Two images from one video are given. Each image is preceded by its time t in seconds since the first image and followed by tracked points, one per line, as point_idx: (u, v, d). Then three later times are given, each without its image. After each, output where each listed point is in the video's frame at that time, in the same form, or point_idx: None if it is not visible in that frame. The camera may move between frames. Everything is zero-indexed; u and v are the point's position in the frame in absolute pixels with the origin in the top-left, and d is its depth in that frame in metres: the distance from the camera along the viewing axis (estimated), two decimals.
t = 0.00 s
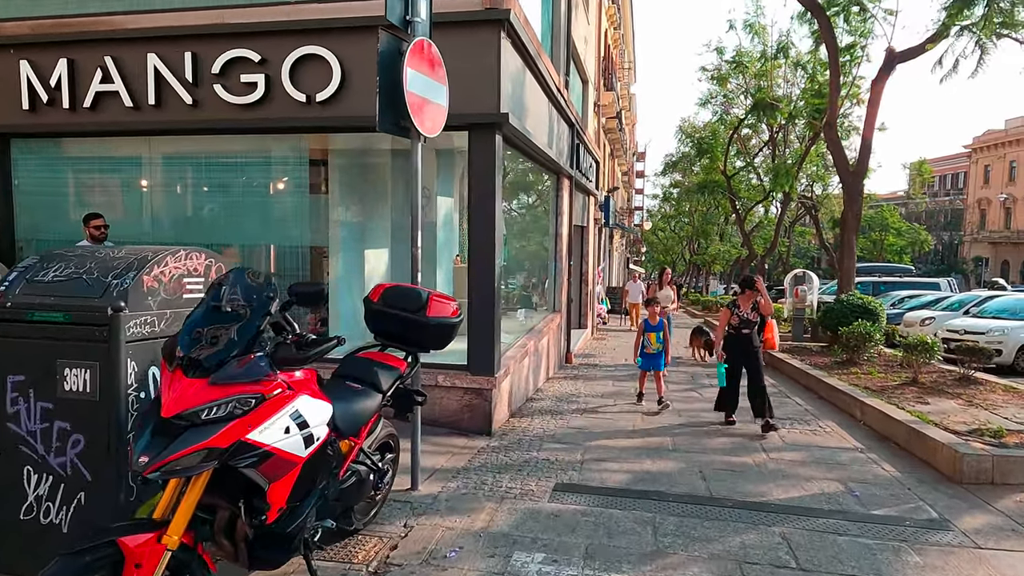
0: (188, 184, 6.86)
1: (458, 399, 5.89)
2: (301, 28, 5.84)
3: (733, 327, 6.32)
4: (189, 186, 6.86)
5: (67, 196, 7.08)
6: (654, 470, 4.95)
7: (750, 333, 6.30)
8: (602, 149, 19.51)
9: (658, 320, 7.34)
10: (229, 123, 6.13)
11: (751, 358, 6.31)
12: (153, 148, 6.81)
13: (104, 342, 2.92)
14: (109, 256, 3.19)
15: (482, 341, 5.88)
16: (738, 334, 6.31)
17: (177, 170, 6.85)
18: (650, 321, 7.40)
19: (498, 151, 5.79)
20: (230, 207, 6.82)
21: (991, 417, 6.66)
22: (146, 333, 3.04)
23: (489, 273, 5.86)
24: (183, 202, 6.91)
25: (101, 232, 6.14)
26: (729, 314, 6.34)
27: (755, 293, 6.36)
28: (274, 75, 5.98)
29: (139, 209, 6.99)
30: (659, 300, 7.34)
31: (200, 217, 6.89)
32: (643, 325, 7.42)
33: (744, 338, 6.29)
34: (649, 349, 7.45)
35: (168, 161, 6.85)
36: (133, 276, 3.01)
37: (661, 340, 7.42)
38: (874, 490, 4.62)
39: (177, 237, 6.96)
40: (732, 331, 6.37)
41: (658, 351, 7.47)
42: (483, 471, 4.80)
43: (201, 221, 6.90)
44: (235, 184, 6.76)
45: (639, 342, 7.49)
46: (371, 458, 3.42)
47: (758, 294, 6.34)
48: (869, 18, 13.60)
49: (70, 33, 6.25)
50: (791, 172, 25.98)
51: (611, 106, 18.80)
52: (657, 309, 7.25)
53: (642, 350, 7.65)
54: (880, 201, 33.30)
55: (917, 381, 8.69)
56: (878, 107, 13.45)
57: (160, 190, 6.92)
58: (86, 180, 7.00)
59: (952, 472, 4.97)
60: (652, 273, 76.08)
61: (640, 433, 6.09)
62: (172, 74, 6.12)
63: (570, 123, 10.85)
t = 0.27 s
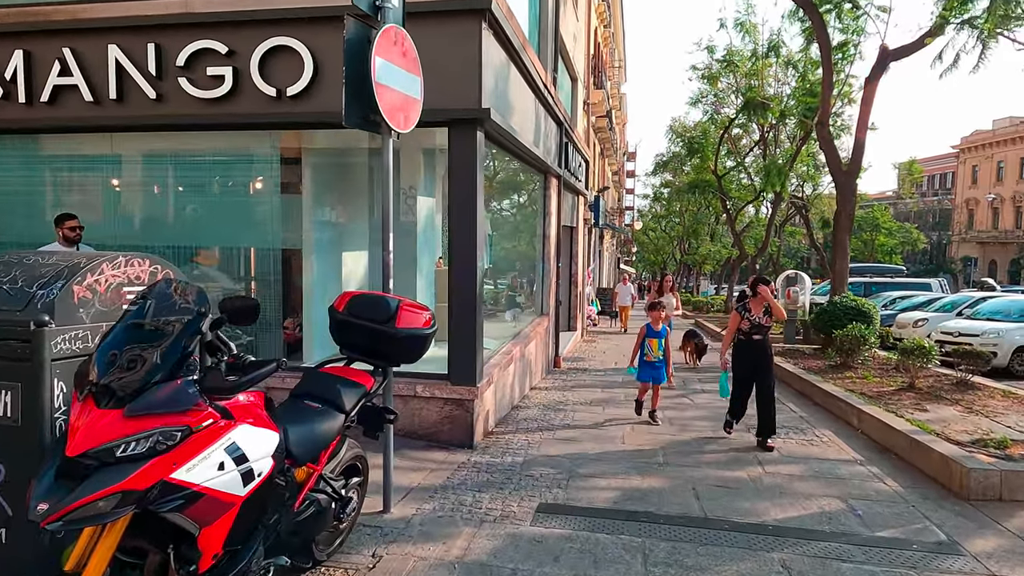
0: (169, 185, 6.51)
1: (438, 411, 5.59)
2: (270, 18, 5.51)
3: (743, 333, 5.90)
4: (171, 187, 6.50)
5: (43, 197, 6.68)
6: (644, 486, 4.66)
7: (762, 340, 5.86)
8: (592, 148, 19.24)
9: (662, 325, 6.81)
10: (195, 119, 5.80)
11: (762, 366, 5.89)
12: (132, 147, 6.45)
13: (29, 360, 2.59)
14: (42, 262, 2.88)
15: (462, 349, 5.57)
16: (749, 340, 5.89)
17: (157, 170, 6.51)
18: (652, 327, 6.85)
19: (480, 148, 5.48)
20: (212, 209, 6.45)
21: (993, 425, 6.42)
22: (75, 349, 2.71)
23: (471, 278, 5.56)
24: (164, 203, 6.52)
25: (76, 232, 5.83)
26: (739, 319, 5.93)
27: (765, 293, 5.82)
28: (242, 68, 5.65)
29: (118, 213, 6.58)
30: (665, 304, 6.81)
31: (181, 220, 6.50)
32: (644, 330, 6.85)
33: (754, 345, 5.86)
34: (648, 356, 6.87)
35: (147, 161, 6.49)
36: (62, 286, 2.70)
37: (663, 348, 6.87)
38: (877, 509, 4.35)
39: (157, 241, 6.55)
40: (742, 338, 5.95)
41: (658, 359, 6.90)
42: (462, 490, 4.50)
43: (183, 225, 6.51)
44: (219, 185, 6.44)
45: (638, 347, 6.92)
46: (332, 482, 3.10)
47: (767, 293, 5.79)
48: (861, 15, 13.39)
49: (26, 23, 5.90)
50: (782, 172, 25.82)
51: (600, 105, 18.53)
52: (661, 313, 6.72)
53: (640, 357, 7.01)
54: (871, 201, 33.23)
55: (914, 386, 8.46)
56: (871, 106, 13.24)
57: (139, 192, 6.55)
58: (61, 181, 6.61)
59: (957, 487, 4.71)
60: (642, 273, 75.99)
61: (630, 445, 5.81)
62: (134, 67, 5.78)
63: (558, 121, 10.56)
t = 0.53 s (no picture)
0: (151, 179, 6.20)
1: (415, 414, 5.31)
2: None
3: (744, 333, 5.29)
4: (152, 181, 6.19)
5: (16, 191, 6.32)
6: (631, 494, 4.39)
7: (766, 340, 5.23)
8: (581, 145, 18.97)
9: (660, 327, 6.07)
10: (158, 106, 5.49)
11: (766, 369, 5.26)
12: (110, 139, 6.14)
13: None
14: None
15: (439, 347, 5.28)
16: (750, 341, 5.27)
17: (135, 162, 6.19)
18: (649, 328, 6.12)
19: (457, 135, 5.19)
20: (196, 203, 6.15)
21: (992, 426, 6.21)
22: None
23: (447, 272, 5.25)
24: (145, 198, 6.20)
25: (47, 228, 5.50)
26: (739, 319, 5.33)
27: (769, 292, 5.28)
28: (207, 51, 5.34)
29: (97, 208, 6.26)
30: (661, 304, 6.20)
31: (162, 216, 6.19)
32: (641, 332, 6.09)
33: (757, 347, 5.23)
34: (644, 361, 6.09)
35: (126, 154, 6.18)
36: None
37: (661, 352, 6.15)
38: (877, 517, 4.11)
39: (137, 238, 6.22)
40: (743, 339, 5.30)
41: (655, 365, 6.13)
42: (436, 499, 4.21)
43: (165, 221, 6.20)
44: (203, 178, 6.13)
45: (633, 351, 6.13)
46: (285, 496, 2.80)
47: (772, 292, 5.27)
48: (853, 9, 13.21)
49: None
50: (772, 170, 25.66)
51: (589, 101, 18.27)
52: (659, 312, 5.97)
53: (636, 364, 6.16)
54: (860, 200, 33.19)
55: (909, 386, 8.25)
56: (862, 101, 13.05)
57: (120, 186, 6.24)
58: (35, 174, 6.26)
59: (959, 493, 4.48)
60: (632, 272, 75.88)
61: (616, 449, 5.55)
62: (92, 50, 5.45)
63: (544, 114, 10.28)
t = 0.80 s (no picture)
0: (131, 178, 5.85)
1: (388, 425, 5.02)
2: None
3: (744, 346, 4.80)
4: (131, 180, 5.83)
5: None
6: (616, 514, 4.09)
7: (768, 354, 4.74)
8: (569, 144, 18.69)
9: (651, 331, 5.77)
10: (115, 98, 5.15)
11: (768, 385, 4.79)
12: (88, 135, 5.77)
13: None
14: None
15: (414, 356, 4.99)
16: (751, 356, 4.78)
17: (114, 160, 5.82)
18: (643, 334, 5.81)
19: (432, 130, 4.90)
20: (177, 204, 5.78)
21: (992, 434, 5.98)
22: None
23: (422, 276, 4.96)
24: (124, 198, 5.83)
25: None
26: (739, 330, 4.82)
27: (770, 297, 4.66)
28: (166, 41, 5.01)
29: (74, 209, 5.89)
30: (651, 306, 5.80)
31: (142, 218, 5.83)
32: (634, 339, 5.78)
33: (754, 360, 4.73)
34: (640, 369, 5.80)
35: (105, 152, 5.82)
36: None
37: (657, 357, 5.82)
38: (879, 537, 3.84)
39: (113, 240, 5.86)
40: (744, 353, 4.81)
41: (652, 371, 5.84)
42: (405, 521, 3.90)
43: (145, 223, 5.83)
44: (186, 177, 5.76)
45: (627, 360, 5.85)
46: (226, 527, 2.50)
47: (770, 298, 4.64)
48: (844, 6, 13.01)
49: None
50: (762, 169, 25.48)
51: (578, 99, 18.01)
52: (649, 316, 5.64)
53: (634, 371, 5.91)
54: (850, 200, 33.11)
55: (904, 391, 8.02)
56: (854, 100, 12.85)
57: (99, 186, 5.87)
58: (13, 173, 5.90)
59: (965, 511, 4.25)
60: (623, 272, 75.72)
61: (602, 461, 5.25)
62: (44, 39, 5.11)
63: (530, 111, 10.00)
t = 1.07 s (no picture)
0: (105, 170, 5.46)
1: (359, 430, 4.71)
2: None
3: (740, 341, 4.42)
4: (110, 172, 5.45)
5: None
6: (598, 525, 3.81)
7: (766, 350, 4.36)
8: (558, 140, 18.42)
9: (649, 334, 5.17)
10: (65, 81, 4.82)
11: (768, 385, 4.37)
12: (62, 123, 5.41)
13: None
14: None
15: (384, 355, 4.68)
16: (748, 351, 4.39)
17: (90, 150, 5.45)
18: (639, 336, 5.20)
19: (403, 113, 4.60)
20: (160, 200, 5.42)
21: (993, 435, 5.74)
22: None
23: (393, 269, 4.65)
24: (102, 191, 5.45)
25: None
26: (734, 324, 4.45)
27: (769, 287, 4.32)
28: (119, 18, 4.69)
29: (49, 200, 5.51)
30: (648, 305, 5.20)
31: (120, 212, 5.44)
32: (628, 341, 5.15)
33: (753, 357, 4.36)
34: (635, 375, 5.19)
35: (82, 142, 5.44)
36: None
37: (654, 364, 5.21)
38: (880, 549, 3.58)
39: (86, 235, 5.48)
40: (739, 349, 4.43)
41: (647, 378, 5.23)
42: (370, 535, 3.60)
43: (124, 218, 5.45)
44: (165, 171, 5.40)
45: (620, 366, 5.24)
46: (147, 550, 2.21)
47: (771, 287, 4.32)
48: None
49: None
50: (753, 166, 25.28)
51: (567, 94, 17.73)
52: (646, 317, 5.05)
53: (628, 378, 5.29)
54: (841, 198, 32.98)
55: (899, 390, 7.78)
56: (847, 93, 12.63)
57: (75, 176, 5.48)
58: None
59: (969, 519, 4.01)
60: (614, 271, 75.52)
61: (585, 466, 4.97)
62: None
63: (516, 102, 9.70)
